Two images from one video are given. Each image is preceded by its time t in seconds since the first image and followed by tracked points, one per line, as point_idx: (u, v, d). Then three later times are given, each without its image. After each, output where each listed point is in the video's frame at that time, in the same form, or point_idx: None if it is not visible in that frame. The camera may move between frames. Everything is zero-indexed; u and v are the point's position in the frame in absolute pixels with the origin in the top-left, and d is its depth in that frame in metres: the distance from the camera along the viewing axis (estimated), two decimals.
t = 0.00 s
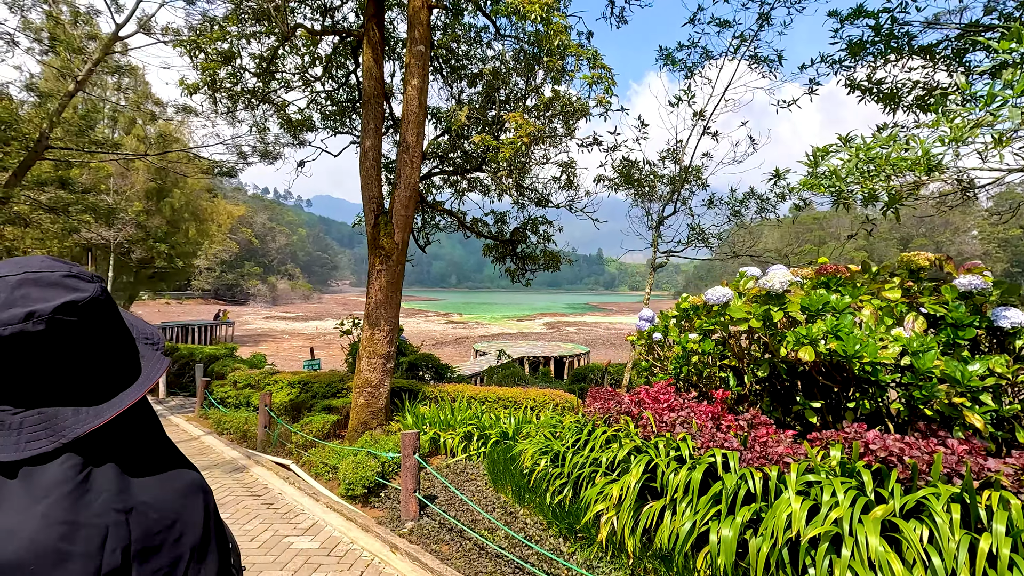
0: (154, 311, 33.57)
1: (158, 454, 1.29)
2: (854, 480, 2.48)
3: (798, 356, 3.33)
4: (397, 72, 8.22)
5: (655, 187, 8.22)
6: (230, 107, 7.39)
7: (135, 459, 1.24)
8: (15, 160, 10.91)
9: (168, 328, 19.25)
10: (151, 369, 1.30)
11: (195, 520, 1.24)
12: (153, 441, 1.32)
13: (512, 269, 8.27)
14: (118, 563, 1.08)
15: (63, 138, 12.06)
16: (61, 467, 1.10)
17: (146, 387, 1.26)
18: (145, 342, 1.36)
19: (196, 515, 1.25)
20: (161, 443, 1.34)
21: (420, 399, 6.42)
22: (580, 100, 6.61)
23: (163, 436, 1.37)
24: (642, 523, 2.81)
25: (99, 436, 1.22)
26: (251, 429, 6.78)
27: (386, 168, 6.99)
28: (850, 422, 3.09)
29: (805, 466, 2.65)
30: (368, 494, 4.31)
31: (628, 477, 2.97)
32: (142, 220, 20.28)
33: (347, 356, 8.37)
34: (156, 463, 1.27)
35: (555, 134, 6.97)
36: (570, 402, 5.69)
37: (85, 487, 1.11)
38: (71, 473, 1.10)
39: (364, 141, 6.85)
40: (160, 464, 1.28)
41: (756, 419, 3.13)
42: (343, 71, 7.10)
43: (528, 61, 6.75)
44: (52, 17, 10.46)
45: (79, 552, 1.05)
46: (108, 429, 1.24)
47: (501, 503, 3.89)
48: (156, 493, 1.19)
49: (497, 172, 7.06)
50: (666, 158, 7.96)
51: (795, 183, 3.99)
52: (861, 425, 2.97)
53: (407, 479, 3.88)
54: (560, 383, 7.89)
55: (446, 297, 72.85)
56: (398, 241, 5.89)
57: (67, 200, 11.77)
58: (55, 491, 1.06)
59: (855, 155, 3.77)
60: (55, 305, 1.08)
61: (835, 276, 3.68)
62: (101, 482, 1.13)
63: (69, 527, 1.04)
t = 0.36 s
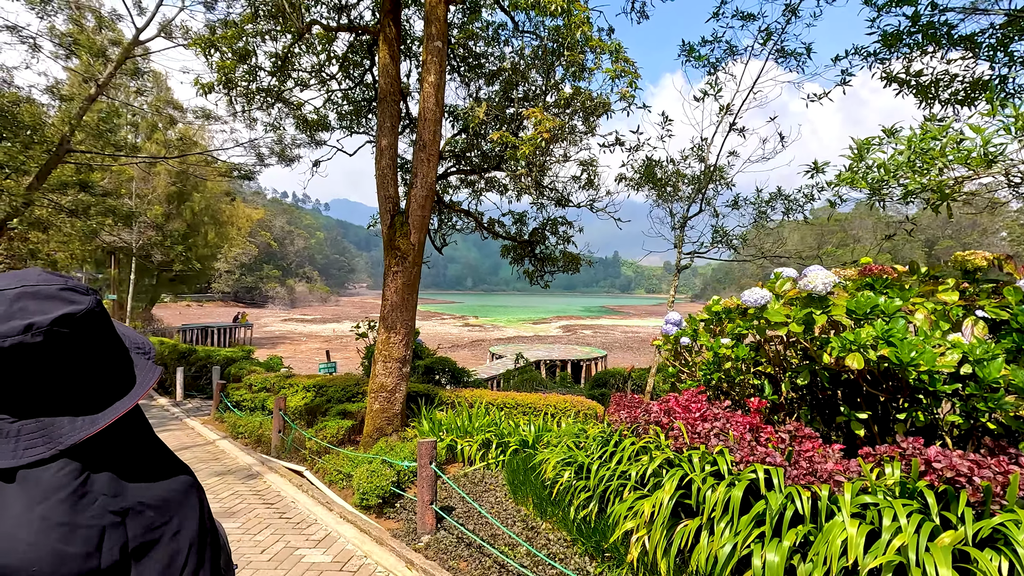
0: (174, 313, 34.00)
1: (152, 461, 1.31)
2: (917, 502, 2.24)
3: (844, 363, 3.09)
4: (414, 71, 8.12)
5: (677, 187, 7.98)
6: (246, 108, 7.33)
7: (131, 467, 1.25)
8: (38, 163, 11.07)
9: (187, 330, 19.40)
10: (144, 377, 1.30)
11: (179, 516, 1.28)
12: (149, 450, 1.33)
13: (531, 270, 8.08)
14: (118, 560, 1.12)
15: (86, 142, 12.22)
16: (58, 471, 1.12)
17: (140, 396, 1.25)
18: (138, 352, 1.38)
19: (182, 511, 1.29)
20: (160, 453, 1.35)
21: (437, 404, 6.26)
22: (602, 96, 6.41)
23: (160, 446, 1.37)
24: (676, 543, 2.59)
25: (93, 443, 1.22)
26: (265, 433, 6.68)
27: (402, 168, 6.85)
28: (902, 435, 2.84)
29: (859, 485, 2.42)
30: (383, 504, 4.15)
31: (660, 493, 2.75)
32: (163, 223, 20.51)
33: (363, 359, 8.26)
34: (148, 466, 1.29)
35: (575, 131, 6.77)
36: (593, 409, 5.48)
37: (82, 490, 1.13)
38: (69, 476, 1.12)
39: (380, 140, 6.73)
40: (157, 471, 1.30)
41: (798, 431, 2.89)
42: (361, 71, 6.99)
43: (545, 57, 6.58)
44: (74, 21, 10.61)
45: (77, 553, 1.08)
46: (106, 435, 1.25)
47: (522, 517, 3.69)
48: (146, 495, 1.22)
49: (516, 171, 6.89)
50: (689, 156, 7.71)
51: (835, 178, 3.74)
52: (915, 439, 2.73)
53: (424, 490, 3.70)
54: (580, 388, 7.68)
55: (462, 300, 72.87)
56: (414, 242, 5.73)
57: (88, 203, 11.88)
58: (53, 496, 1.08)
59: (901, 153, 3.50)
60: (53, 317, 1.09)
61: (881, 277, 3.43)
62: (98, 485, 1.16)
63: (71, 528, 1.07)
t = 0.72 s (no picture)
0: (183, 316, 34.07)
1: (129, 449, 1.42)
2: (971, 530, 2.00)
3: (876, 370, 2.86)
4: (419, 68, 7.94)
5: (690, 187, 7.73)
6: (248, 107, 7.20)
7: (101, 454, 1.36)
8: (43, 164, 11.04)
9: (194, 333, 19.31)
10: (113, 377, 1.40)
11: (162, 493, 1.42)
12: (119, 438, 1.44)
13: (539, 272, 7.85)
14: (100, 540, 1.24)
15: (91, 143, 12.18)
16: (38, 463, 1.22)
17: (108, 394, 1.35)
18: (107, 350, 1.48)
19: (166, 486, 1.44)
20: (135, 442, 1.47)
21: (441, 411, 6.06)
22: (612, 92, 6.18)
23: (133, 433, 1.50)
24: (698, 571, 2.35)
25: (62, 437, 1.31)
26: (265, 439, 6.51)
27: (405, 168, 6.66)
28: (946, 452, 2.58)
29: (904, 509, 2.17)
30: (382, 517, 3.96)
31: (679, 514, 2.52)
32: (171, 226, 20.49)
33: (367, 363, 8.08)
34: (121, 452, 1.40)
35: (584, 129, 6.54)
36: (604, 417, 5.25)
37: (62, 477, 1.23)
38: (46, 467, 1.22)
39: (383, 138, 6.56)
40: (128, 455, 1.41)
41: (829, 446, 2.66)
42: (364, 70, 6.84)
43: (553, 51, 6.36)
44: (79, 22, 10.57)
45: (62, 536, 1.19)
46: (74, 429, 1.35)
47: (529, 534, 3.47)
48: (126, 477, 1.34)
49: (524, 170, 6.68)
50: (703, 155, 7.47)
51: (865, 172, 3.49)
52: (958, 454, 2.49)
53: (424, 505, 3.49)
54: (589, 394, 7.44)
55: (469, 303, 72.71)
56: (417, 242, 5.54)
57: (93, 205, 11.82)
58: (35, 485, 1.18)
59: (935, 146, 3.26)
60: (20, 321, 1.15)
61: (917, 278, 3.17)
62: (75, 474, 1.25)
63: (53, 513, 1.18)
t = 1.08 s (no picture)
0: (183, 318, 33.92)
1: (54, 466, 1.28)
2: None
3: (906, 377, 2.65)
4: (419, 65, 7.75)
5: (697, 186, 7.52)
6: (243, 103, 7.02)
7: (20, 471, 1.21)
8: (38, 164, 10.90)
9: (193, 335, 19.15)
10: (43, 390, 1.24)
11: (93, 510, 1.29)
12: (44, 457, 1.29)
13: (540, 273, 7.64)
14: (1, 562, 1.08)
15: (87, 143, 12.03)
16: None
17: (34, 408, 1.19)
18: (37, 361, 1.30)
19: (93, 508, 1.29)
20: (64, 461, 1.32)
21: (440, 417, 5.85)
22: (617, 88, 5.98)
23: (63, 455, 1.34)
24: None
25: None
26: (259, 445, 6.31)
27: (403, 166, 6.47)
28: (988, 469, 2.37)
29: (949, 535, 1.96)
30: (376, 532, 3.75)
31: (695, 535, 2.31)
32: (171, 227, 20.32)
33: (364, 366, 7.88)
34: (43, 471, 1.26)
35: (588, 126, 6.35)
36: (609, 425, 5.05)
37: None
38: None
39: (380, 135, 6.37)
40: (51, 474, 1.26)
41: (858, 461, 2.45)
42: (361, 65, 6.65)
43: (555, 45, 6.16)
44: (75, 20, 10.45)
45: None
46: None
47: (530, 551, 3.26)
48: (42, 497, 1.19)
49: (525, 169, 6.49)
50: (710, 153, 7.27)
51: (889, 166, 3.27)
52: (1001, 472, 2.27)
53: (419, 520, 3.28)
54: (593, 399, 7.24)
55: (471, 304, 72.53)
56: (415, 242, 5.34)
57: (90, 205, 11.65)
58: None
59: (971, 129, 2.96)
60: None
61: (947, 279, 2.96)
62: None
63: None
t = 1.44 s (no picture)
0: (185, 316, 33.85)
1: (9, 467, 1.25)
2: None
3: (952, 383, 2.47)
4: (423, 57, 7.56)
5: (709, 182, 7.31)
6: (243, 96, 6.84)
7: None
8: (37, 160, 10.74)
9: (195, 333, 19.01)
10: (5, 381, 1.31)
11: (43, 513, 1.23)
12: None
13: (548, 272, 7.46)
14: None
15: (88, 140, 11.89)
16: None
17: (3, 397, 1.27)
18: None
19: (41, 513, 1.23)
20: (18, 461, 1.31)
21: (445, 419, 5.68)
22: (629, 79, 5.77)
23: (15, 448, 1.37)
24: None
25: None
26: (259, 447, 6.14)
27: (407, 161, 6.29)
28: None
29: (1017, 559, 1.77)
30: (380, 541, 3.57)
31: (728, 553, 2.12)
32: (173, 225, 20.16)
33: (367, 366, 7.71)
34: None
35: (599, 119, 6.15)
36: (621, 428, 4.86)
37: None
38: None
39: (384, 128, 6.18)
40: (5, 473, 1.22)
41: (902, 472, 2.27)
42: (364, 57, 6.46)
43: (563, 36, 5.97)
44: (74, 14, 10.28)
45: None
46: None
47: (543, 564, 3.09)
48: None
49: (533, 163, 6.30)
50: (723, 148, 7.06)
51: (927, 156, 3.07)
52: None
53: (426, 530, 3.10)
54: (601, 400, 7.05)
55: (473, 303, 72.40)
56: (420, 238, 5.16)
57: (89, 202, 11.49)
58: None
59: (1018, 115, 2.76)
60: None
61: (992, 277, 2.77)
62: None
63: None
